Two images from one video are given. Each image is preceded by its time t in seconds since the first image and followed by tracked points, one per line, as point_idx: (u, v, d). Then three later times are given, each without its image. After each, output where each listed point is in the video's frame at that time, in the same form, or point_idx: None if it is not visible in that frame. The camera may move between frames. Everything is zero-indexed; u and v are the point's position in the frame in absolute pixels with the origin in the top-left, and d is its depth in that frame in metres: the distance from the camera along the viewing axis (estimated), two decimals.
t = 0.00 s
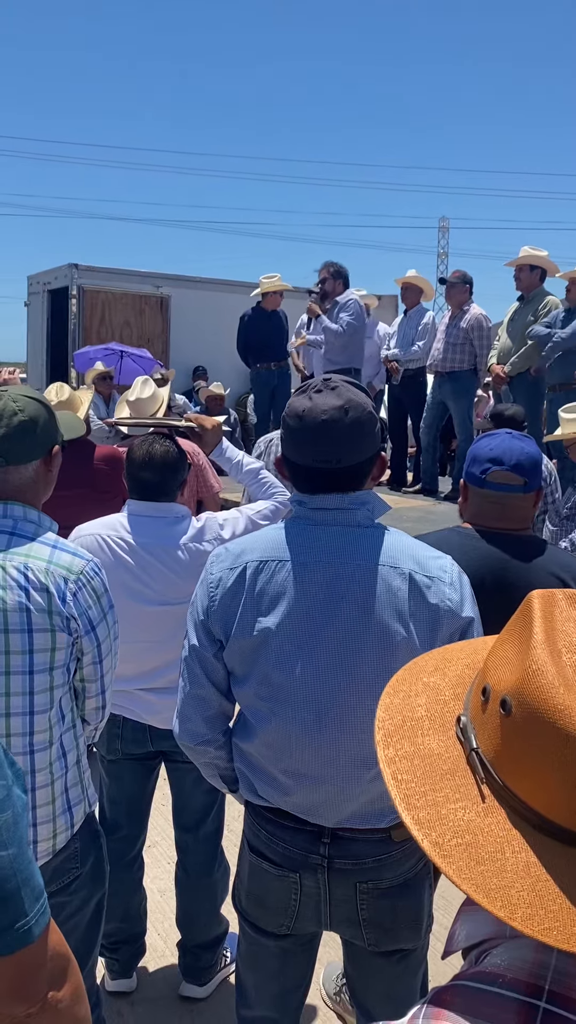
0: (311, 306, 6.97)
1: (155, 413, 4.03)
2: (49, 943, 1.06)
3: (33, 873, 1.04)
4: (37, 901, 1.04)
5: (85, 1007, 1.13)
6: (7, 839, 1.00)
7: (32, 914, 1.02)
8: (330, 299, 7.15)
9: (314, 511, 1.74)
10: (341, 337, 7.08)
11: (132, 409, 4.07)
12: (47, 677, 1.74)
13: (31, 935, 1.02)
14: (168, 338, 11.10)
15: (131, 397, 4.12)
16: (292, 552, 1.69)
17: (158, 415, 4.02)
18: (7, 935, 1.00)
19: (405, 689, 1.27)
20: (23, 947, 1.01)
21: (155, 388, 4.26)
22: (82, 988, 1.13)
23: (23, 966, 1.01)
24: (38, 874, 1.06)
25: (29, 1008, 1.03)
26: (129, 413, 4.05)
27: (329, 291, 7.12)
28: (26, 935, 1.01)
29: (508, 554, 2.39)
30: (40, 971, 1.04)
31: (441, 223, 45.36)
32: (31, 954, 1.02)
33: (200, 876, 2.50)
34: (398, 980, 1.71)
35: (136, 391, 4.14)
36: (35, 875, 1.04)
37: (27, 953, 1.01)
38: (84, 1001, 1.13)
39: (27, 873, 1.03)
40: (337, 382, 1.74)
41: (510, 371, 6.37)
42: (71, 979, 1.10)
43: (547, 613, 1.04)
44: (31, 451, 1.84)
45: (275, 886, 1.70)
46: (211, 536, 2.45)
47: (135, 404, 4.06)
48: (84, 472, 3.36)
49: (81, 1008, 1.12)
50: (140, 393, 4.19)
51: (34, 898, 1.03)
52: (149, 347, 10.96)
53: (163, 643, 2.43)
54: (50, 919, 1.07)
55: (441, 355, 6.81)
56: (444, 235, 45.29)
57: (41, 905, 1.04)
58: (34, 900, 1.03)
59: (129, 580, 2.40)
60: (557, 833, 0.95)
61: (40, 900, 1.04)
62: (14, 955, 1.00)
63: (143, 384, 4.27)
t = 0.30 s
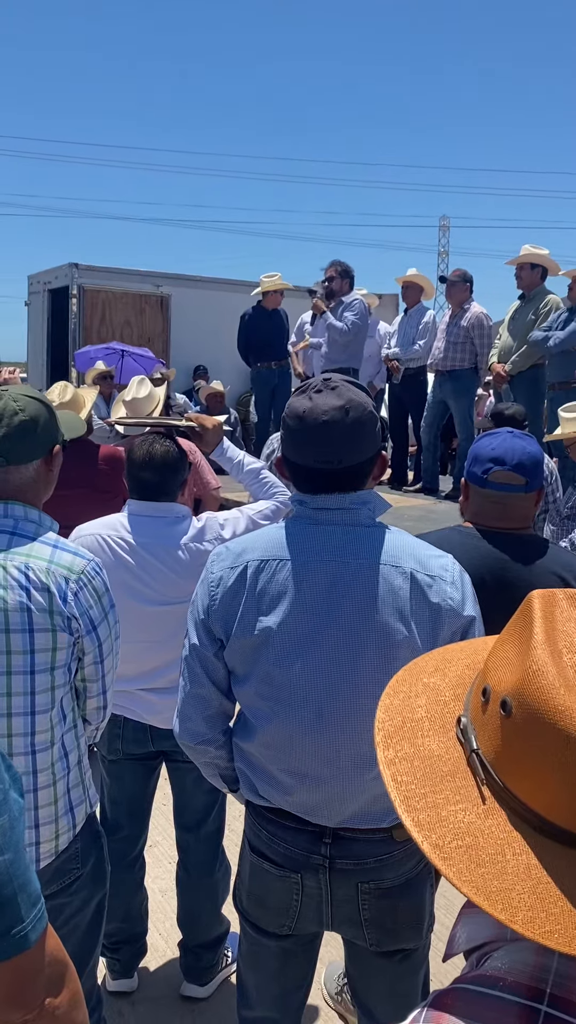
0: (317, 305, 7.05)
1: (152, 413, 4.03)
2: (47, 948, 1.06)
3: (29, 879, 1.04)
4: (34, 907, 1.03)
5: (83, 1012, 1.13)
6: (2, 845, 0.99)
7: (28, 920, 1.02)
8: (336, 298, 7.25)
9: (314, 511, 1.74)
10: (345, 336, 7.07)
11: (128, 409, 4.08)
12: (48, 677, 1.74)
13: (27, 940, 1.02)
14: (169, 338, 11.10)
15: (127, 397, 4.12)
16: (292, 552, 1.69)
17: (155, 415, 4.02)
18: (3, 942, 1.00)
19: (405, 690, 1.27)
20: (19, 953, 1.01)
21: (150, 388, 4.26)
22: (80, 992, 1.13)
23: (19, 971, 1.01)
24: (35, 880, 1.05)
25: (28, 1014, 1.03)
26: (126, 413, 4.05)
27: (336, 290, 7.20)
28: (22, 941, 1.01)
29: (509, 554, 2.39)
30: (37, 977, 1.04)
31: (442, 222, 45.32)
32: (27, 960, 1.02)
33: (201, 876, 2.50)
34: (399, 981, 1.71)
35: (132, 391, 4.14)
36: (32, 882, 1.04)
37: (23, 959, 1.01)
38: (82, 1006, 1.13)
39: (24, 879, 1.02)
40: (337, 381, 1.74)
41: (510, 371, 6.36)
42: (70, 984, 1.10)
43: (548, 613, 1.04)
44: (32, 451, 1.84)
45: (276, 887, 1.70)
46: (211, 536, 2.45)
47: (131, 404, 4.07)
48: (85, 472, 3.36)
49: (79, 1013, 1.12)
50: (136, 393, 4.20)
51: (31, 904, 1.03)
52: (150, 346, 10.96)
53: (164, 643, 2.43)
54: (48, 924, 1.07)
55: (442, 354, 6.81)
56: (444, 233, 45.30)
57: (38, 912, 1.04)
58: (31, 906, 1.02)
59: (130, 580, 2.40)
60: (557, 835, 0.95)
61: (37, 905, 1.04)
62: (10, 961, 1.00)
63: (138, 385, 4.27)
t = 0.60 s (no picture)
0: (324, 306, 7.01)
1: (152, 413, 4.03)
2: (51, 953, 1.05)
3: (33, 885, 1.03)
4: (37, 912, 1.03)
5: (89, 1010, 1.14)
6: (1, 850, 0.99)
7: (30, 924, 1.02)
8: (338, 298, 7.27)
9: (316, 511, 1.74)
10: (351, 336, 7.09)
11: (124, 409, 4.07)
12: (50, 677, 1.74)
13: (29, 944, 1.02)
14: (169, 337, 11.10)
15: (122, 397, 4.12)
16: (293, 552, 1.69)
17: (151, 415, 4.02)
18: (4, 947, 1.00)
19: (408, 690, 1.27)
20: (22, 958, 1.01)
21: (145, 388, 4.26)
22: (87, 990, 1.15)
23: (21, 976, 1.01)
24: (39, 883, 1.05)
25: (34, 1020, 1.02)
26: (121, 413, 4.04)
27: (338, 289, 7.21)
28: (23, 946, 1.01)
29: (510, 554, 2.39)
30: (41, 982, 1.03)
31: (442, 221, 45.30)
32: (30, 965, 1.02)
33: (203, 876, 2.50)
34: (401, 980, 1.71)
35: (129, 391, 4.13)
36: (36, 887, 1.03)
37: (26, 963, 1.01)
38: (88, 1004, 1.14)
39: (26, 885, 1.02)
40: (339, 381, 1.73)
41: (511, 370, 6.36)
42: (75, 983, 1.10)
43: (550, 612, 1.04)
44: (39, 452, 1.84)
45: (277, 886, 1.70)
46: (212, 536, 2.45)
47: (126, 404, 4.06)
48: (85, 471, 3.35)
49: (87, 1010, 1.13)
50: (132, 393, 4.20)
51: (33, 908, 1.02)
52: (150, 346, 10.96)
53: (165, 642, 2.43)
54: (53, 926, 1.06)
55: (443, 354, 6.81)
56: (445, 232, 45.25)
57: (42, 916, 1.04)
58: (33, 911, 1.02)
59: (131, 580, 2.41)
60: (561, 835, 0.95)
61: (40, 909, 1.04)
62: (13, 965, 1.00)
63: (133, 385, 4.27)
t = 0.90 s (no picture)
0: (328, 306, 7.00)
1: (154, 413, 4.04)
2: (59, 931, 1.07)
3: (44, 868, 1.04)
4: (49, 893, 1.05)
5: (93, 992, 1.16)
6: (14, 839, 0.98)
7: (43, 907, 1.03)
8: (339, 298, 7.28)
9: (318, 511, 1.73)
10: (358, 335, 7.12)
11: (126, 409, 4.07)
12: (51, 677, 1.74)
13: (44, 926, 1.04)
14: (169, 337, 11.09)
15: (124, 397, 4.12)
16: (295, 552, 1.68)
17: (153, 415, 4.02)
18: (20, 930, 1.01)
19: (414, 690, 1.27)
20: (36, 938, 1.03)
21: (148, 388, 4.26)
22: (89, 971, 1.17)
23: (38, 957, 1.04)
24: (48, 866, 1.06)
25: (54, 984, 1.09)
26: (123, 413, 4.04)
27: (338, 289, 7.19)
28: (39, 927, 1.03)
29: (512, 553, 2.38)
30: (58, 957, 1.07)
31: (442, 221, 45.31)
32: (43, 943, 1.04)
33: (204, 876, 2.50)
34: (403, 980, 1.70)
35: (131, 391, 4.13)
36: (46, 869, 1.05)
37: (39, 943, 1.03)
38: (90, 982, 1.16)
39: (39, 869, 1.03)
40: (342, 381, 1.73)
41: (511, 370, 6.37)
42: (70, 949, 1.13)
43: (557, 612, 1.03)
44: (41, 452, 1.83)
45: (279, 886, 1.70)
46: (213, 536, 2.45)
47: (129, 404, 4.06)
48: (86, 471, 3.36)
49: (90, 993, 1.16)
50: (134, 393, 4.19)
51: (46, 890, 1.04)
52: (150, 346, 10.95)
53: (166, 642, 2.43)
54: (62, 904, 1.09)
55: (444, 354, 6.81)
56: (445, 232, 45.27)
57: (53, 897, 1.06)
58: (47, 893, 1.04)
59: (132, 580, 2.40)
60: (569, 835, 0.95)
61: (52, 891, 1.05)
62: (29, 946, 1.02)
63: (135, 385, 4.27)
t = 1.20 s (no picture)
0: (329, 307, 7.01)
1: (157, 413, 4.04)
2: (72, 922, 1.09)
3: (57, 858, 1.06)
4: (62, 883, 1.06)
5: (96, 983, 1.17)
6: (28, 829, 1.00)
7: (59, 895, 1.05)
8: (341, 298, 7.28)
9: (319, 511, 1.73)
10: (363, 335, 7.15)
11: (131, 409, 4.08)
12: (52, 677, 1.74)
13: (59, 916, 1.05)
14: (170, 337, 11.09)
15: (130, 397, 4.13)
16: (296, 552, 1.69)
17: (158, 415, 4.02)
18: (38, 921, 1.02)
19: (416, 691, 1.27)
20: (53, 929, 1.03)
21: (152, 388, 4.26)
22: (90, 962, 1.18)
23: (53, 947, 1.05)
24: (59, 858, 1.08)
25: (66, 980, 1.10)
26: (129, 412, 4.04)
27: (339, 290, 7.17)
28: (55, 917, 1.04)
29: (512, 553, 2.39)
30: (72, 948, 1.08)
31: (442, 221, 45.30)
32: (59, 933, 1.05)
33: (205, 875, 2.50)
34: (404, 979, 1.71)
35: (136, 391, 4.14)
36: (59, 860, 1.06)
37: (56, 933, 1.04)
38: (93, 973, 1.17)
39: (53, 859, 1.05)
40: (343, 381, 1.73)
41: (511, 369, 6.37)
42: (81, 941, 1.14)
43: (559, 612, 1.04)
44: (35, 452, 1.84)
45: (280, 885, 1.70)
46: (213, 535, 2.45)
47: (134, 404, 4.06)
48: (86, 471, 3.36)
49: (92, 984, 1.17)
50: (140, 393, 4.20)
51: (60, 880, 1.05)
52: (150, 346, 10.95)
53: (167, 642, 2.43)
54: (74, 897, 1.10)
55: (444, 353, 6.81)
56: (445, 232, 45.25)
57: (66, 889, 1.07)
58: (61, 883, 1.05)
59: (132, 580, 2.41)
60: (571, 835, 0.95)
61: (65, 882, 1.07)
62: (46, 936, 1.03)
63: (141, 385, 4.27)
